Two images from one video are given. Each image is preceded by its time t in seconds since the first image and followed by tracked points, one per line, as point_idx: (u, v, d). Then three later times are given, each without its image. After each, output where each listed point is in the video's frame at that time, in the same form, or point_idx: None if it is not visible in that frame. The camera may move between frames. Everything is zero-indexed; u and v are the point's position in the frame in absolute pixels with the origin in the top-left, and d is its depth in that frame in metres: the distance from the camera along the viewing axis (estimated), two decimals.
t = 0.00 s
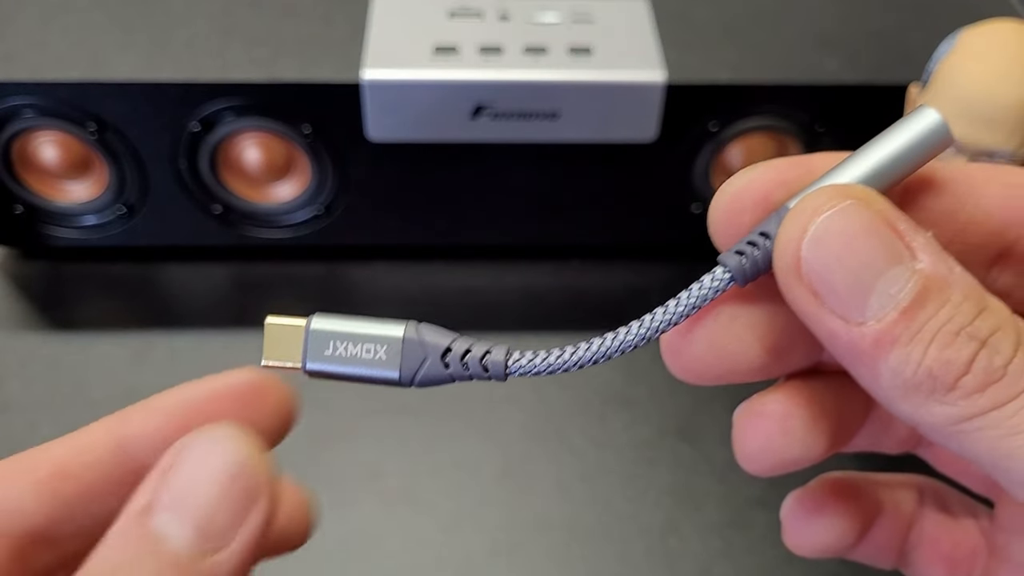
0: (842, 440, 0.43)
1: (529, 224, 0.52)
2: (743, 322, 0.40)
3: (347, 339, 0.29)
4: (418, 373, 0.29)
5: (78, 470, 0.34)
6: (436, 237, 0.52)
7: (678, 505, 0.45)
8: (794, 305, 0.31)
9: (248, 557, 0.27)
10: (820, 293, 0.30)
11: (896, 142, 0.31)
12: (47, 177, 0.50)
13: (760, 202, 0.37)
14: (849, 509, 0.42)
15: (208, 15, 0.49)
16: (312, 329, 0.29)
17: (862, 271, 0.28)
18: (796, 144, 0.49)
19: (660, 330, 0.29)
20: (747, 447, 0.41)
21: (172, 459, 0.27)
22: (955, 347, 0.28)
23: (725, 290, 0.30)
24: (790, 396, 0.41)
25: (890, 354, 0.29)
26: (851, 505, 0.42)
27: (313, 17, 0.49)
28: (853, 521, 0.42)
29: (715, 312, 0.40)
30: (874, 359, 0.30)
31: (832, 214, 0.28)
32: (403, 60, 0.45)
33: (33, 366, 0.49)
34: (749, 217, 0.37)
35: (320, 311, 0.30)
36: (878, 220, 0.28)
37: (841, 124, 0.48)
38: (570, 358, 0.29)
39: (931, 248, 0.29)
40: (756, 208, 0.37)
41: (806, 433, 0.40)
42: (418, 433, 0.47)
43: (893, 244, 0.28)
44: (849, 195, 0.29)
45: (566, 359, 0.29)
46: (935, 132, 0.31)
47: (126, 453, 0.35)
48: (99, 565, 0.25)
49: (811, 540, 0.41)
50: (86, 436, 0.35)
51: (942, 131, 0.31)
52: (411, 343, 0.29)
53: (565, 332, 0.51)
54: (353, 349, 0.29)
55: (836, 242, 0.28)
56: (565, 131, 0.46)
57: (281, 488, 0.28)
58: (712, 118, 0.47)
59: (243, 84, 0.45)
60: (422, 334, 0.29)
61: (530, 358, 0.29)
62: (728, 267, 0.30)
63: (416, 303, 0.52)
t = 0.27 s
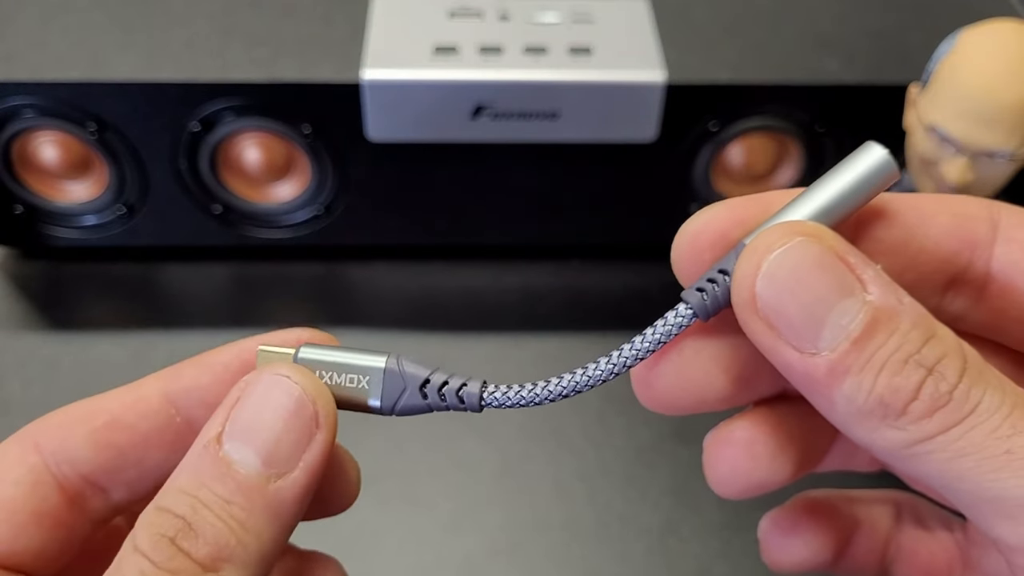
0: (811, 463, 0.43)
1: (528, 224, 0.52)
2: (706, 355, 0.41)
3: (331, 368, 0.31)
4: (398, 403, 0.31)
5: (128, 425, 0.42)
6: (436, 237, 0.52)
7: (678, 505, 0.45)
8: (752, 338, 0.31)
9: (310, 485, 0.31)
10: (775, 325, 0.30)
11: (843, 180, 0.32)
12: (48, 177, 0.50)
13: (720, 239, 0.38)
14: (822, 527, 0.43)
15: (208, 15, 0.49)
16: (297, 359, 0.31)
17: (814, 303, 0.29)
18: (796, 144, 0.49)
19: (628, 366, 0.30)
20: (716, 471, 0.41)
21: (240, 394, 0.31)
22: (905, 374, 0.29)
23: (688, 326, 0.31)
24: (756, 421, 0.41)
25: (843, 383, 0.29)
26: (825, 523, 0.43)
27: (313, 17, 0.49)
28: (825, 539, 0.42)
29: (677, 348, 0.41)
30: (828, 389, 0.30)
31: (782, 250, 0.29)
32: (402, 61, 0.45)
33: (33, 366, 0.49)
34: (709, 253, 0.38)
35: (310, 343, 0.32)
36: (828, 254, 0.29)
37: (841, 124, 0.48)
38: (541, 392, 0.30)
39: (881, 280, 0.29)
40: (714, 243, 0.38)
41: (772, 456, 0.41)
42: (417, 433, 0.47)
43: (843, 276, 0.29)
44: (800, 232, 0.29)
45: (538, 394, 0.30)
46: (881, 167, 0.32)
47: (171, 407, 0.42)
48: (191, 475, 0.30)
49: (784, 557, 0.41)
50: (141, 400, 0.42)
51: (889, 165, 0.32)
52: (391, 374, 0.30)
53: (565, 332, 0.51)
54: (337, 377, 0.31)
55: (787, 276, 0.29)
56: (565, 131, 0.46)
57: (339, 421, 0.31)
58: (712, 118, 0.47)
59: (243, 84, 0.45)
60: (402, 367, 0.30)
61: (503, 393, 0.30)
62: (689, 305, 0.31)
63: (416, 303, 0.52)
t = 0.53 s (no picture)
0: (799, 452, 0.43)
1: (529, 224, 0.52)
2: (693, 347, 0.41)
3: (317, 361, 0.31)
4: (385, 397, 0.30)
5: (114, 428, 0.40)
6: (436, 237, 0.52)
7: (678, 504, 0.45)
8: (736, 328, 0.31)
9: (296, 475, 0.31)
10: (758, 313, 0.30)
11: (825, 169, 0.32)
12: (48, 177, 0.50)
13: (706, 228, 0.38)
14: (813, 514, 0.43)
15: (209, 15, 0.49)
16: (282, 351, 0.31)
17: (796, 291, 0.29)
18: (796, 144, 0.49)
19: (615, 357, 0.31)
20: (705, 459, 0.41)
21: (224, 383, 0.31)
22: (886, 361, 0.29)
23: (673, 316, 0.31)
24: (744, 411, 0.42)
25: (824, 369, 0.29)
26: (815, 510, 0.43)
27: (313, 17, 0.49)
28: (815, 526, 0.43)
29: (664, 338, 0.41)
30: (810, 377, 0.30)
31: (765, 239, 0.29)
32: (403, 61, 0.45)
33: (33, 365, 0.49)
34: (695, 244, 0.38)
35: (292, 338, 0.32)
36: (810, 243, 0.29)
37: (841, 124, 0.48)
38: (529, 382, 0.30)
39: (862, 267, 0.29)
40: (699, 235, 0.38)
41: (760, 445, 0.41)
42: (418, 432, 0.47)
43: (825, 264, 0.29)
44: (783, 223, 0.30)
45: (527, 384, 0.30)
46: (862, 156, 0.32)
47: (155, 410, 0.40)
48: (177, 465, 0.30)
49: (775, 543, 0.42)
50: (126, 402, 0.40)
51: (869, 157, 0.32)
52: (379, 367, 0.30)
53: (565, 331, 0.51)
54: (324, 370, 0.31)
55: (769, 264, 0.29)
56: (565, 131, 0.47)
57: (324, 412, 0.31)
58: (712, 118, 0.47)
59: (243, 84, 0.45)
60: (390, 361, 0.30)
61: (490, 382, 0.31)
62: (675, 296, 0.31)
63: (416, 302, 0.52)
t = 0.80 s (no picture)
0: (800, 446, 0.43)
1: (529, 224, 0.52)
2: (695, 341, 0.40)
3: (312, 334, 0.31)
4: (381, 373, 0.31)
5: (151, 414, 0.41)
6: (436, 237, 0.52)
7: (677, 504, 0.45)
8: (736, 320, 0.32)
9: (345, 481, 0.30)
10: (756, 306, 0.30)
11: (826, 163, 0.32)
12: (48, 177, 0.50)
13: (704, 221, 0.38)
14: (814, 508, 0.43)
15: (208, 16, 0.49)
16: (275, 324, 0.31)
17: (793, 284, 0.29)
18: (795, 144, 0.49)
19: (615, 344, 0.31)
20: (706, 455, 0.41)
21: (274, 387, 0.30)
22: (882, 354, 0.29)
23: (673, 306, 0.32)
24: (746, 405, 0.41)
25: (822, 362, 0.29)
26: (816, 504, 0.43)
27: (313, 17, 0.49)
28: (816, 520, 0.42)
29: (664, 331, 0.40)
30: (808, 369, 0.30)
31: (763, 233, 0.29)
32: (403, 61, 0.45)
33: (33, 366, 0.49)
34: (694, 236, 0.38)
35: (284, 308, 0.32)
36: (808, 237, 0.29)
37: (840, 124, 0.48)
38: (528, 368, 0.31)
39: (861, 261, 0.29)
40: (699, 227, 0.38)
41: (761, 440, 0.41)
42: (418, 433, 0.47)
43: (823, 258, 0.29)
44: (781, 216, 0.30)
45: (525, 370, 0.31)
46: (863, 151, 0.32)
47: (189, 394, 0.41)
48: (226, 470, 0.29)
49: (776, 536, 0.42)
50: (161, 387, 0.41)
51: (870, 150, 0.32)
52: (375, 345, 0.31)
53: (565, 331, 0.51)
54: (318, 344, 0.31)
55: (767, 258, 0.29)
56: (565, 131, 0.47)
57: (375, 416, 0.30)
58: (712, 119, 0.47)
59: (243, 85, 0.45)
60: (387, 339, 0.31)
61: (489, 367, 0.31)
62: (674, 287, 0.32)
63: (416, 302, 0.52)
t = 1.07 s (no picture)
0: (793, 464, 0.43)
1: (529, 224, 0.52)
2: (687, 360, 0.40)
3: (304, 332, 0.32)
4: (370, 373, 0.31)
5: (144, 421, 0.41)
6: (436, 237, 0.52)
7: (677, 504, 0.45)
8: (724, 339, 0.32)
9: (336, 470, 0.30)
10: (744, 326, 0.30)
11: (811, 187, 0.33)
12: (48, 177, 0.50)
13: (693, 240, 0.38)
14: (805, 526, 0.43)
15: (209, 16, 0.49)
16: (269, 320, 0.32)
17: (781, 305, 0.29)
18: (795, 145, 0.49)
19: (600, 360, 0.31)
20: (700, 472, 0.41)
21: (263, 380, 0.30)
22: (869, 373, 0.29)
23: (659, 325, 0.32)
24: (739, 424, 0.42)
25: (809, 381, 0.29)
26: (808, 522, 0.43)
27: (313, 18, 0.49)
28: (807, 538, 0.42)
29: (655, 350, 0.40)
30: (795, 388, 0.30)
31: (751, 253, 0.29)
32: (403, 62, 0.45)
33: (34, 366, 0.49)
34: (681, 254, 0.39)
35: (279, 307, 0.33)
36: (795, 257, 0.29)
37: (840, 124, 0.48)
38: (513, 380, 0.31)
39: (846, 280, 0.29)
40: (686, 246, 0.38)
41: (755, 460, 0.41)
42: (418, 433, 0.47)
43: (810, 278, 0.29)
44: (768, 236, 0.30)
45: (511, 381, 0.31)
46: (848, 176, 0.33)
47: (183, 402, 0.40)
48: (217, 462, 0.30)
49: (767, 553, 0.42)
50: (155, 394, 0.41)
51: (856, 175, 0.33)
52: (365, 346, 0.31)
53: (564, 331, 0.51)
54: (309, 341, 0.32)
55: (755, 279, 0.29)
56: (565, 131, 0.47)
57: (364, 407, 0.30)
58: (712, 119, 0.47)
59: (243, 85, 0.45)
60: (378, 341, 0.31)
61: (477, 377, 0.31)
62: (661, 305, 0.32)
63: (416, 302, 0.52)
